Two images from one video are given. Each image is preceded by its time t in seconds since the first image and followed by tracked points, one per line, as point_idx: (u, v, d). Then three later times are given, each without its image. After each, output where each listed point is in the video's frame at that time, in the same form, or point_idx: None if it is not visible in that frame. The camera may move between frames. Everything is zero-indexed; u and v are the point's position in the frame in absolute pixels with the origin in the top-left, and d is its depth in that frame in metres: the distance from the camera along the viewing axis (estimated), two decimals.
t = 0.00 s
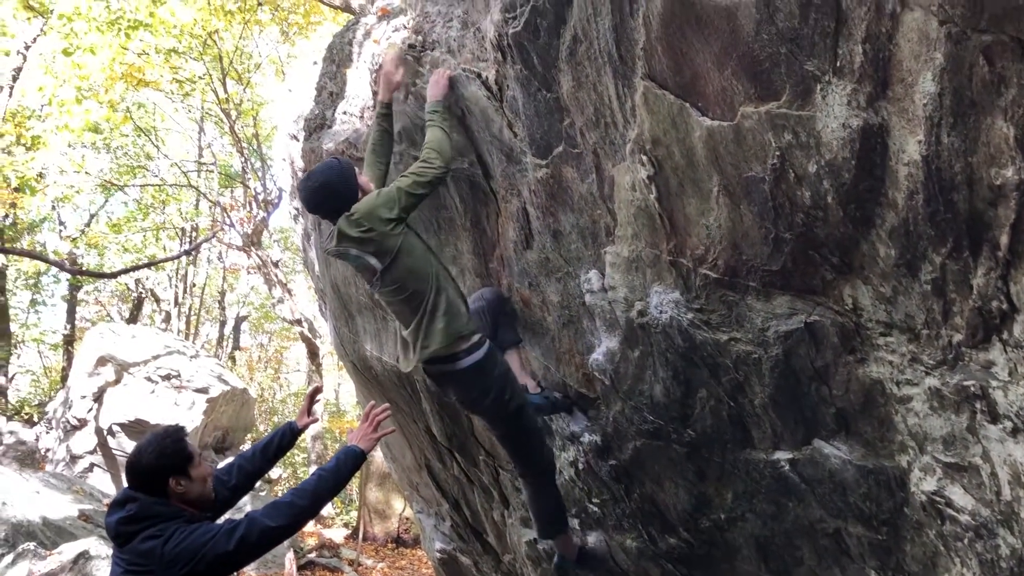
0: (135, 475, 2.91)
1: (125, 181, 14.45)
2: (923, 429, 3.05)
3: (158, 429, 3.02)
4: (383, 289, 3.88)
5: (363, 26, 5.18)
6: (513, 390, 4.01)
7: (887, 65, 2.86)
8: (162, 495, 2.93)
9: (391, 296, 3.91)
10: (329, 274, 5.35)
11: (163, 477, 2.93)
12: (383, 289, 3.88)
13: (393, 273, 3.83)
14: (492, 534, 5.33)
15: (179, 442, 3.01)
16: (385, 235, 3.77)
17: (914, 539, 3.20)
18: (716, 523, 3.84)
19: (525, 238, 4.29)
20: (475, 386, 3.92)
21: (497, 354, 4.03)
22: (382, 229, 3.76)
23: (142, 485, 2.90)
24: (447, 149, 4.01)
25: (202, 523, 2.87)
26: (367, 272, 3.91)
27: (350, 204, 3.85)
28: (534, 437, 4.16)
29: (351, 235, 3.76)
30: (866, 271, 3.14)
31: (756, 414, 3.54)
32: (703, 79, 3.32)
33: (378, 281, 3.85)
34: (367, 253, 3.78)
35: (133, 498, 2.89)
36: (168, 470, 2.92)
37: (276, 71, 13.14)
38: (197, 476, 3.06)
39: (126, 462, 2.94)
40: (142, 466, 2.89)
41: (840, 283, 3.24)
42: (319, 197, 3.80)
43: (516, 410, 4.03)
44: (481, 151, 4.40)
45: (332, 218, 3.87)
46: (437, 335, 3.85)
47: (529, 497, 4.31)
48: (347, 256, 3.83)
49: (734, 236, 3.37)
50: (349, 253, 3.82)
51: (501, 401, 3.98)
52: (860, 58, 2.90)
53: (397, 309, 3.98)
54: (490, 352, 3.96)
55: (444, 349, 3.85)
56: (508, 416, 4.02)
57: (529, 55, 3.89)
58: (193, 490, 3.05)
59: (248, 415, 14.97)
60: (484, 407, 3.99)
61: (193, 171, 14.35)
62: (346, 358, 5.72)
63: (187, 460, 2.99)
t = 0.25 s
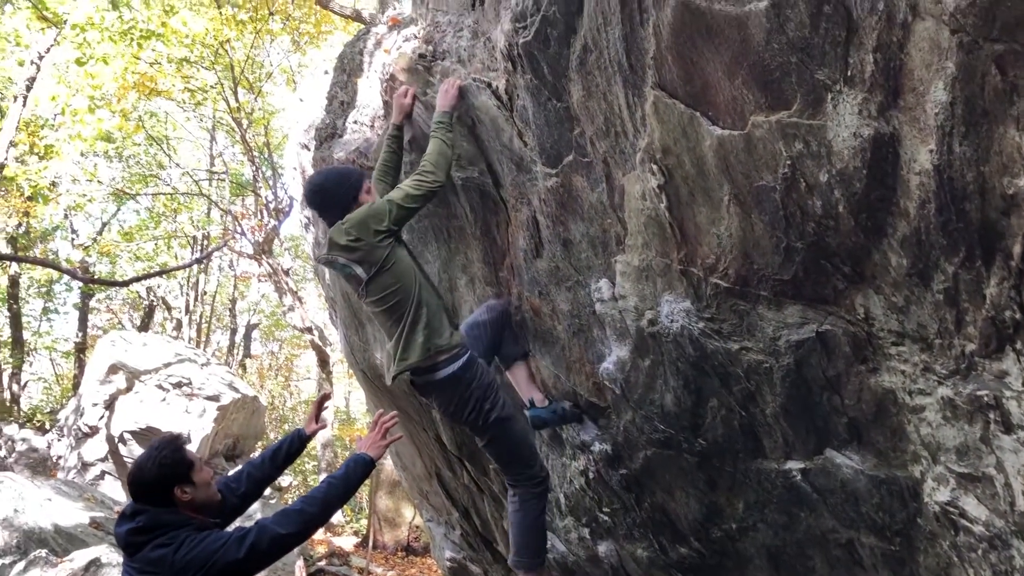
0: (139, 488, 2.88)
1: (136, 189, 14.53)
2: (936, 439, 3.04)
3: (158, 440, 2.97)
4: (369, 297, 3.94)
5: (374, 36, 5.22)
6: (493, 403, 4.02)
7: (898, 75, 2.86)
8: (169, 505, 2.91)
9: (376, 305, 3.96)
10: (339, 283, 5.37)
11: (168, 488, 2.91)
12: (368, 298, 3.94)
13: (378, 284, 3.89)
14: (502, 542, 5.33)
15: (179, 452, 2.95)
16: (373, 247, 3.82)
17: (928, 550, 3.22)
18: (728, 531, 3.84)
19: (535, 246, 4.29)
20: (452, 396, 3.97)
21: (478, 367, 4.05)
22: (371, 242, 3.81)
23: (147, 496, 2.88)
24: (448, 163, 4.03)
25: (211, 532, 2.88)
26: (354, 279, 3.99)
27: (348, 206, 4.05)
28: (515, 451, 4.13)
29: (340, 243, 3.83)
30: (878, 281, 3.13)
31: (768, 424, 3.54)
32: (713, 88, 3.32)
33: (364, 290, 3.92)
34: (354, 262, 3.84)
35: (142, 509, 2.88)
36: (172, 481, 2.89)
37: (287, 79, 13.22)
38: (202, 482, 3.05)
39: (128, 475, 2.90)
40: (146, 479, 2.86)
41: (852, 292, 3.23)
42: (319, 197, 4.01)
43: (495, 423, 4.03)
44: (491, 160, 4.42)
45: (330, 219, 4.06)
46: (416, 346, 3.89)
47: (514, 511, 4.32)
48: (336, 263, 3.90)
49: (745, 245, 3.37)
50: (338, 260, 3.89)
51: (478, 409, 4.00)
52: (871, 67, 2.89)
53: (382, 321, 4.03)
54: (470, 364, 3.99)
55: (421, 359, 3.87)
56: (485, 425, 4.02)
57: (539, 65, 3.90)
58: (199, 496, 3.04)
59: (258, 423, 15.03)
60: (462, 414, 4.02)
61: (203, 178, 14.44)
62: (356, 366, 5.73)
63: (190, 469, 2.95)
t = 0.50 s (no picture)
0: (141, 494, 2.88)
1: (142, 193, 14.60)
2: (943, 445, 3.03)
3: (158, 446, 2.97)
4: (364, 301, 3.91)
5: (379, 41, 5.24)
6: (485, 413, 3.91)
7: (903, 79, 2.86)
8: (170, 510, 2.91)
9: (371, 310, 3.92)
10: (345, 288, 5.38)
11: (169, 494, 2.90)
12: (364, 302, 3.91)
13: (374, 287, 3.86)
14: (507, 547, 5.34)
15: (179, 458, 2.95)
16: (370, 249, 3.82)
17: (935, 556, 3.21)
18: (734, 537, 3.84)
19: (540, 251, 4.29)
20: (444, 406, 3.89)
21: (471, 375, 3.94)
22: (369, 244, 3.81)
23: (149, 502, 2.88)
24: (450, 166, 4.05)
25: (213, 536, 2.88)
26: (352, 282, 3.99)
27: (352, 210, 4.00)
28: (509, 462, 4.01)
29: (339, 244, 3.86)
30: (884, 285, 3.12)
31: (774, 429, 3.53)
32: (718, 92, 3.32)
33: (360, 292, 3.90)
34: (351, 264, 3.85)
35: (145, 515, 2.88)
36: (174, 486, 2.89)
37: (293, 84, 13.27)
38: (203, 487, 3.04)
39: (130, 482, 2.91)
40: (147, 485, 2.86)
41: (858, 297, 3.22)
42: (327, 197, 4.02)
43: (488, 433, 3.91)
44: (496, 164, 4.43)
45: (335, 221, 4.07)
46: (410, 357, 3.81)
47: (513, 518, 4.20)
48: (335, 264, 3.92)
49: (751, 249, 3.36)
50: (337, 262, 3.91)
51: (471, 419, 3.90)
52: (877, 71, 2.89)
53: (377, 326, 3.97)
54: (461, 373, 3.89)
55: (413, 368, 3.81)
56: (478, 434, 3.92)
57: (544, 69, 3.90)
58: (201, 501, 3.04)
59: (263, 428, 15.07)
60: (455, 425, 3.93)
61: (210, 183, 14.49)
62: (361, 371, 5.75)
63: (191, 475, 2.95)
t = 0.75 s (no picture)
0: (139, 497, 2.88)
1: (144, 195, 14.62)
2: (944, 447, 3.02)
3: (155, 448, 2.98)
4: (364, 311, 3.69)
5: (380, 43, 5.25)
6: (488, 427, 3.69)
7: (904, 80, 2.85)
8: (168, 511, 2.91)
9: (371, 321, 3.71)
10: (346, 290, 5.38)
11: (166, 496, 2.90)
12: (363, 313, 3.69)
13: (375, 299, 3.65)
14: (509, 549, 5.34)
15: (175, 460, 2.95)
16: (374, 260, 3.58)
17: (937, 558, 3.22)
18: (735, 538, 3.84)
19: (541, 252, 4.28)
20: (445, 423, 3.71)
21: (472, 390, 3.74)
22: (373, 255, 3.57)
23: (147, 505, 2.88)
24: (446, 161, 4.01)
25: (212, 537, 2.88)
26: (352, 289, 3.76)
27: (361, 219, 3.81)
28: (518, 478, 3.76)
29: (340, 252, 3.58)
30: (886, 287, 3.12)
31: (775, 430, 3.53)
32: (719, 94, 3.32)
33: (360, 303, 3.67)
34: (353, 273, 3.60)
35: (143, 517, 2.88)
36: (170, 489, 2.89)
37: (294, 86, 13.28)
38: (202, 489, 3.03)
39: (128, 484, 2.91)
40: (145, 488, 2.86)
41: (859, 298, 3.23)
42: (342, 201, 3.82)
43: (492, 448, 3.69)
44: (497, 165, 4.43)
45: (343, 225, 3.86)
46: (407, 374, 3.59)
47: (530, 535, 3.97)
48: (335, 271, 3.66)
49: (752, 251, 3.36)
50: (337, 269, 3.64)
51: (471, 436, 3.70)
52: (877, 73, 2.88)
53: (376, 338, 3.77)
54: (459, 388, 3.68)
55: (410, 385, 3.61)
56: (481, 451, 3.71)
57: (544, 71, 3.89)
58: (199, 502, 3.03)
59: (263, 430, 15.12)
60: (458, 442, 3.74)
61: (211, 185, 14.50)
62: (363, 372, 5.75)
63: (187, 477, 2.95)
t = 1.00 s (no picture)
0: (136, 495, 2.88)
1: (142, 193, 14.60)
2: (942, 445, 3.02)
3: (153, 446, 2.98)
4: (370, 322, 3.57)
5: (378, 41, 5.25)
6: (492, 443, 3.62)
7: (902, 78, 2.85)
8: (165, 510, 2.90)
9: (377, 332, 3.58)
10: (344, 288, 5.38)
11: (164, 494, 2.90)
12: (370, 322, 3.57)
13: (386, 311, 3.52)
14: (507, 547, 5.34)
15: (173, 459, 2.94)
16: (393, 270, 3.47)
17: (935, 555, 3.22)
18: (733, 536, 3.85)
19: (539, 251, 4.27)
20: (447, 443, 3.65)
21: (471, 406, 3.67)
22: (394, 265, 3.46)
23: (145, 503, 2.88)
24: (445, 158, 3.95)
25: (209, 536, 2.87)
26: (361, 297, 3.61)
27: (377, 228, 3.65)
28: (530, 487, 3.71)
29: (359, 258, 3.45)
30: (884, 285, 3.13)
31: (773, 428, 3.53)
32: (717, 92, 3.32)
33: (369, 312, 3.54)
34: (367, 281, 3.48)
35: (141, 515, 2.88)
36: (168, 486, 2.88)
37: (292, 85, 13.26)
38: (199, 487, 3.02)
39: (126, 482, 2.91)
40: (142, 486, 2.86)
41: (857, 296, 3.24)
42: (354, 207, 3.63)
43: (498, 464, 3.62)
44: (495, 164, 4.43)
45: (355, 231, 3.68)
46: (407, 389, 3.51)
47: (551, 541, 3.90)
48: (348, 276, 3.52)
49: (749, 249, 3.36)
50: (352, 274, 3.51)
51: (475, 453, 3.63)
52: (875, 70, 2.88)
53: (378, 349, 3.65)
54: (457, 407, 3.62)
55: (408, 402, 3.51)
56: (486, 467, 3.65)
57: (542, 68, 3.89)
58: (197, 501, 3.02)
59: (261, 429, 15.12)
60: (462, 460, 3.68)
61: (209, 183, 14.49)
62: (361, 371, 5.75)
63: (185, 475, 2.94)
